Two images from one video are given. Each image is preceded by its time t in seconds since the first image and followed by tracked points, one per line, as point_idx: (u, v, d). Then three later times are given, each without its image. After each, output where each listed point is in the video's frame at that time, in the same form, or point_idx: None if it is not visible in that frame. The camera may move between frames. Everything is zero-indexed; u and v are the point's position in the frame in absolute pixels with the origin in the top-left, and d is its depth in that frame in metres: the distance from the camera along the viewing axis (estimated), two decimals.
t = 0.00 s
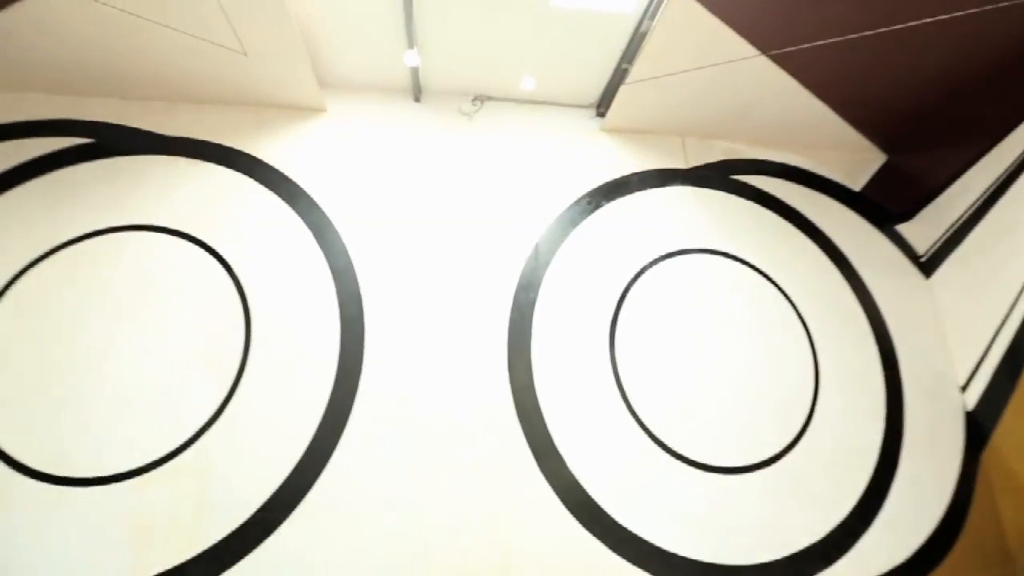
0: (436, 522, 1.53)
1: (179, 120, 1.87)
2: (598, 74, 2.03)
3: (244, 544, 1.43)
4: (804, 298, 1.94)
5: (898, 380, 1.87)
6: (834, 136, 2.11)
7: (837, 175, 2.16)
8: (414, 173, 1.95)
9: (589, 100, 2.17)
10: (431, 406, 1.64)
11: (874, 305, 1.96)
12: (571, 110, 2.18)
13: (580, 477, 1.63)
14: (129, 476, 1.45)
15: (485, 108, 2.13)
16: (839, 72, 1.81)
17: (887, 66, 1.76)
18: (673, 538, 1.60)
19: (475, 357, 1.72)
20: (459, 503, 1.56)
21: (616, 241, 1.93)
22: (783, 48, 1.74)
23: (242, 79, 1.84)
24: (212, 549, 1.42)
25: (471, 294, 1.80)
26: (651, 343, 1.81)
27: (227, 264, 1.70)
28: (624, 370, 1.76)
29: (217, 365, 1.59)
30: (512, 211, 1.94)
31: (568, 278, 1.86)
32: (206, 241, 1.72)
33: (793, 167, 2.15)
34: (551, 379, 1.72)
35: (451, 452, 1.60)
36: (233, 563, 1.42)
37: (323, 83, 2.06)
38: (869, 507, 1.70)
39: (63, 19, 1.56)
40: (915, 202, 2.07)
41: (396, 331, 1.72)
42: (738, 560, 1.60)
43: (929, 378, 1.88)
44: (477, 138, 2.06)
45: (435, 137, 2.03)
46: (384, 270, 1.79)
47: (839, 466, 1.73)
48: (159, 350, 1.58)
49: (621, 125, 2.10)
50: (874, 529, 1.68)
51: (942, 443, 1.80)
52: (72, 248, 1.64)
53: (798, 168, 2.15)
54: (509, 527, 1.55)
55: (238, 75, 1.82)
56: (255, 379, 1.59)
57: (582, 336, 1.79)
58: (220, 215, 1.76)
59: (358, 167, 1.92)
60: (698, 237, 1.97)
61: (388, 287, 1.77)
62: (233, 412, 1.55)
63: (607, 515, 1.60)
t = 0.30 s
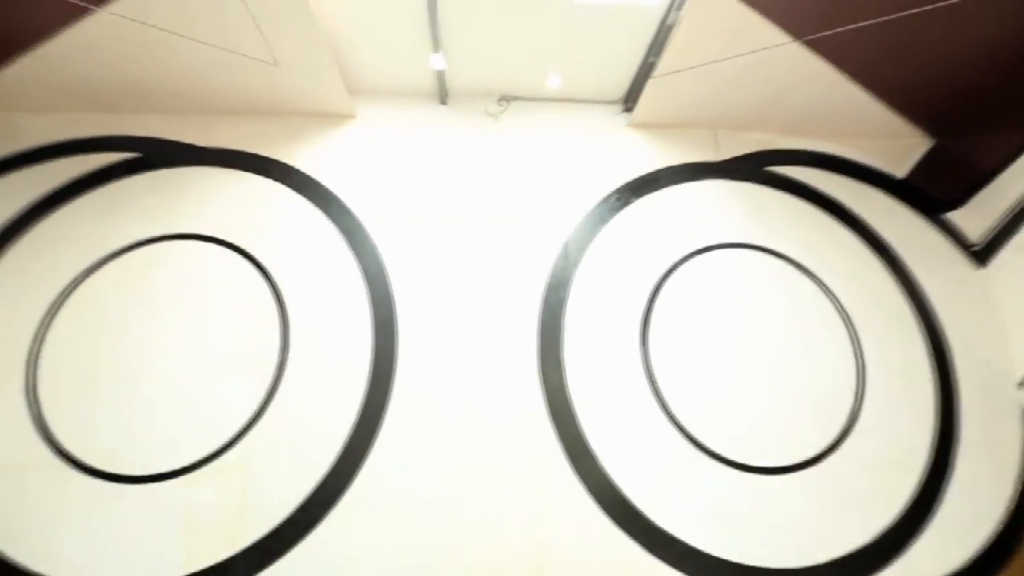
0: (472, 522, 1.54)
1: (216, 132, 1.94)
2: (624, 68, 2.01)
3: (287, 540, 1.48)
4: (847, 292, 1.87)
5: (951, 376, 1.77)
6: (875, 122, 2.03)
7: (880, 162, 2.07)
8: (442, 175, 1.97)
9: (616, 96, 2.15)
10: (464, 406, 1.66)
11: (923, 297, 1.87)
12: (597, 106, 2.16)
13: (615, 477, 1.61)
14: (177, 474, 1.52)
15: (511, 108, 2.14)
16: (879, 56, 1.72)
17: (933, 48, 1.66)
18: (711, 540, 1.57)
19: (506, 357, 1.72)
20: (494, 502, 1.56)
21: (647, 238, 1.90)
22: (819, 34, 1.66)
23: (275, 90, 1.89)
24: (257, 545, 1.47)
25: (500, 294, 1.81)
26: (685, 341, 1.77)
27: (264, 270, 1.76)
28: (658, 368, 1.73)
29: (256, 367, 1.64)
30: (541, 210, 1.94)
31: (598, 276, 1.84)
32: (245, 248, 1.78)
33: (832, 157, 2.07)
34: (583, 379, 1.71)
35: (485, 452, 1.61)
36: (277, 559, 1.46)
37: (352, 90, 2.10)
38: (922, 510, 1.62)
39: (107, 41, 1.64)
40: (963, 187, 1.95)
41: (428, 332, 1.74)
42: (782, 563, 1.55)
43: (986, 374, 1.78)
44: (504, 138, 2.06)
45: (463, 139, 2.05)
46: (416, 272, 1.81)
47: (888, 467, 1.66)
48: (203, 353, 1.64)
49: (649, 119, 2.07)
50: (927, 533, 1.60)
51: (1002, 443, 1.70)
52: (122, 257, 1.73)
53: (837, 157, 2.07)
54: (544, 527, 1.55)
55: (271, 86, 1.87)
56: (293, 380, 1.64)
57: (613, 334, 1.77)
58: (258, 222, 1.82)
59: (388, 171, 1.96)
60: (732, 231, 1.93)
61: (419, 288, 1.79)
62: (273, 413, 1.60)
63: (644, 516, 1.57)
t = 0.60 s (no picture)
0: (504, 521, 1.54)
1: (251, 142, 2.00)
2: (650, 62, 1.98)
3: (325, 536, 1.52)
4: (890, 285, 1.79)
5: (1007, 372, 1.68)
6: (917, 105, 1.94)
7: (924, 148, 1.98)
8: (469, 176, 1.98)
9: (643, 90, 2.12)
10: (495, 406, 1.66)
11: (975, 289, 1.78)
12: (623, 102, 2.14)
13: (648, 477, 1.59)
14: (220, 472, 1.58)
15: (536, 107, 2.13)
16: (920, 36, 1.65)
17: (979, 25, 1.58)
18: (750, 542, 1.53)
19: (536, 356, 1.72)
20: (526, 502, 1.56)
21: (677, 234, 1.87)
22: (853, 17, 1.60)
23: (305, 99, 1.94)
24: (297, 540, 1.52)
25: (529, 293, 1.81)
26: (718, 338, 1.73)
27: (298, 274, 1.80)
28: (692, 367, 1.70)
29: (293, 369, 1.69)
30: (569, 208, 1.93)
31: (628, 274, 1.82)
32: (280, 253, 1.83)
33: (871, 144, 1.99)
34: (615, 377, 1.69)
35: (516, 451, 1.61)
36: (316, 555, 1.50)
37: (379, 96, 2.13)
38: (977, 514, 1.54)
39: (148, 58, 1.72)
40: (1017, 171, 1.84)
41: (458, 333, 1.75)
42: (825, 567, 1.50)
43: None
44: (530, 137, 2.06)
45: (488, 139, 2.05)
46: (445, 273, 1.83)
47: (939, 468, 1.58)
48: (243, 356, 1.70)
49: (677, 113, 2.03)
50: (983, 537, 1.52)
51: None
52: (165, 264, 1.81)
53: (877, 145, 1.99)
54: (577, 527, 1.54)
55: (302, 96, 1.93)
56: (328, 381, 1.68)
57: (644, 332, 1.74)
58: (291, 228, 1.87)
59: (416, 173, 1.98)
60: (765, 224, 1.87)
61: (449, 289, 1.81)
62: (310, 413, 1.64)
63: (678, 516, 1.55)
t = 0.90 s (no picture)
0: (540, 520, 1.54)
1: (287, 151, 2.07)
2: (679, 53, 1.95)
3: (365, 533, 1.55)
4: (942, 276, 1.70)
5: None
6: (967, 84, 1.84)
7: (976, 130, 1.87)
8: (497, 177, 1.99)
9: (672, 83, 2.08)
10: (528, 406, 1.66)
11: None
12: (653, 95, 2.10)
13: (686, 477, 1.55)
14: (264, 470, 1.63)
15: (563, 105, 2.12)
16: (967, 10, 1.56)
17: None
18: (795, 544, 1.47)
19: (569, 355, 1.71)
20: (561, 502, 1.56)
21: (710, 228, 1.82)
22: None
23: (337, 106, 1.99)
24: (338, 537, 1.56)
25: (560, 292, 1.80)
26: (757, 334, 1.68)
27: (333, 278, 1.85)
28: (729, 364, 1.65)
29: (331, 370, 1.74)
30: (599, 205, 1.91)
31: (661, 270, 1.79)
32: (316, 258, 1.88)
33: (918, 129, 1.89)
34: (649, 376, 1.66)
35: (550, 451, 1.61)
36: (355, 551, 1.54)
37: (408, 100, 2.16)
38: None
39: (189, 75, 1.80)
40: None
41: (490, 333, 1.76)
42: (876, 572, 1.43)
43: None
44: (558, 136, 2.05)
45: (516, 139, 2.05)
46: (476, 273, 1.84)
47: (1001, 469, 1.49)
48: (283, 358, 1.76)
49: (709, 104, 1.99)
50: None
51: None
52: (208, 271, 1.89)
53: (925, 129, 1.89)
54: (613, 527, 1.52)
55: (333, 103, 1.97)
56: (364, 381, 1.72)
57: (679, 329, 1.71)
58: (326, 233, 1.92)
59: (445, 176, 2.00)
60: (805, 216, 1.81)
61: (480, 289, 1.82)
62: (348, 413, 1.68)
63: (717, 517, 1.51)
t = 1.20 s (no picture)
0: (576, 520, 1.53)
1: (320, 158, 2.12)
2: (709, 43, 1.90)
3: (403, 531, 1.58)
4: (998, 266, 1.60)
5: None
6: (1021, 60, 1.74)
7: None
8: (525, 176, 1.99)
9: (702, 74, 2.03)
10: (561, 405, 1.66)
11: None
12: (682, 87, 2.06)
13: (725, 478, 1.51)
14: (304, 470, 1.68)
15: (590, 102, 2.10)
16: None
17: None
18: (842, 548, 1.42)
19: (601, 354, 1.70)
20: (597, 502, 1.54)
21: (746, 221, 1.77)
22: None
23: (367, 112, 2.03)
24: (377, 535, 1.59)
25: (591, 290, 1.78)
26: (797, 330, 1.62)
27: (366, 281, 1.89)
28: (768, 361, 1.60)
29: (366, 372, 1.77)
30: (629, 202, 1.88)
31: (695, 266, 1.75)
32: (349, 262, 1.92)
33: (969, 111, 1.79)
34: (685, 374, 1.63)
35: (585, 451, 1.60)
36: (393, 549, 1.57)
37: (435, 103, 2.18)
38: None
39: (227, 88, 1.87)
40: None
41: (521, 332, 1.76)
42: None
43: None
44: (586, 133, 2.03)
45: (544, 138, 2.05)
46: (506, 273, 1.84)
47: None
48: (321, 359, 1.81)
49: (741, 95, 1.93)
50: None
51: None
52: (248, 277, 1.96)
53: (976, 111, 1.79)
54: (651, 528, 1.50)
55: (363, 110, 2.01)
56: (399, 382, 1.75)
57: (715, 326, 1.67)
58: (359, 237, 1.96)
59: (474, 177, 2.01)
60: (846, 206, 1.74)
61: (510, 289, 1.82)
62: (384, 413, 1.71)
63: (759, 519, 1.46)
